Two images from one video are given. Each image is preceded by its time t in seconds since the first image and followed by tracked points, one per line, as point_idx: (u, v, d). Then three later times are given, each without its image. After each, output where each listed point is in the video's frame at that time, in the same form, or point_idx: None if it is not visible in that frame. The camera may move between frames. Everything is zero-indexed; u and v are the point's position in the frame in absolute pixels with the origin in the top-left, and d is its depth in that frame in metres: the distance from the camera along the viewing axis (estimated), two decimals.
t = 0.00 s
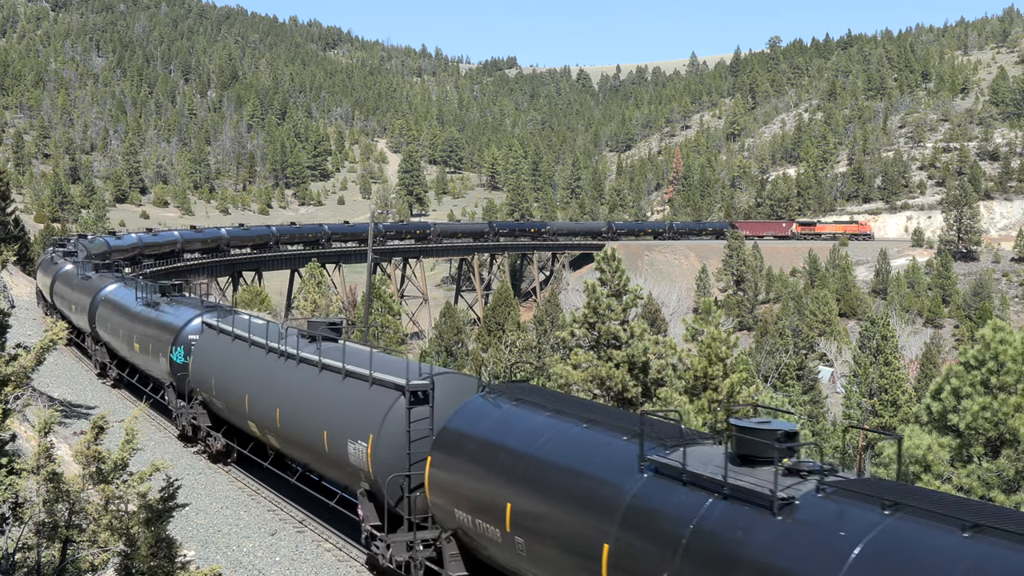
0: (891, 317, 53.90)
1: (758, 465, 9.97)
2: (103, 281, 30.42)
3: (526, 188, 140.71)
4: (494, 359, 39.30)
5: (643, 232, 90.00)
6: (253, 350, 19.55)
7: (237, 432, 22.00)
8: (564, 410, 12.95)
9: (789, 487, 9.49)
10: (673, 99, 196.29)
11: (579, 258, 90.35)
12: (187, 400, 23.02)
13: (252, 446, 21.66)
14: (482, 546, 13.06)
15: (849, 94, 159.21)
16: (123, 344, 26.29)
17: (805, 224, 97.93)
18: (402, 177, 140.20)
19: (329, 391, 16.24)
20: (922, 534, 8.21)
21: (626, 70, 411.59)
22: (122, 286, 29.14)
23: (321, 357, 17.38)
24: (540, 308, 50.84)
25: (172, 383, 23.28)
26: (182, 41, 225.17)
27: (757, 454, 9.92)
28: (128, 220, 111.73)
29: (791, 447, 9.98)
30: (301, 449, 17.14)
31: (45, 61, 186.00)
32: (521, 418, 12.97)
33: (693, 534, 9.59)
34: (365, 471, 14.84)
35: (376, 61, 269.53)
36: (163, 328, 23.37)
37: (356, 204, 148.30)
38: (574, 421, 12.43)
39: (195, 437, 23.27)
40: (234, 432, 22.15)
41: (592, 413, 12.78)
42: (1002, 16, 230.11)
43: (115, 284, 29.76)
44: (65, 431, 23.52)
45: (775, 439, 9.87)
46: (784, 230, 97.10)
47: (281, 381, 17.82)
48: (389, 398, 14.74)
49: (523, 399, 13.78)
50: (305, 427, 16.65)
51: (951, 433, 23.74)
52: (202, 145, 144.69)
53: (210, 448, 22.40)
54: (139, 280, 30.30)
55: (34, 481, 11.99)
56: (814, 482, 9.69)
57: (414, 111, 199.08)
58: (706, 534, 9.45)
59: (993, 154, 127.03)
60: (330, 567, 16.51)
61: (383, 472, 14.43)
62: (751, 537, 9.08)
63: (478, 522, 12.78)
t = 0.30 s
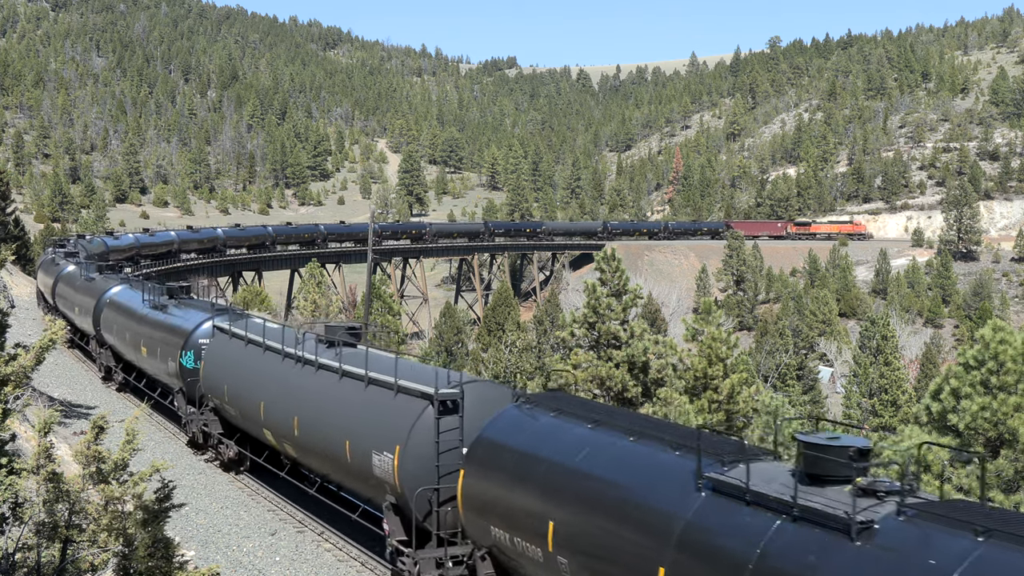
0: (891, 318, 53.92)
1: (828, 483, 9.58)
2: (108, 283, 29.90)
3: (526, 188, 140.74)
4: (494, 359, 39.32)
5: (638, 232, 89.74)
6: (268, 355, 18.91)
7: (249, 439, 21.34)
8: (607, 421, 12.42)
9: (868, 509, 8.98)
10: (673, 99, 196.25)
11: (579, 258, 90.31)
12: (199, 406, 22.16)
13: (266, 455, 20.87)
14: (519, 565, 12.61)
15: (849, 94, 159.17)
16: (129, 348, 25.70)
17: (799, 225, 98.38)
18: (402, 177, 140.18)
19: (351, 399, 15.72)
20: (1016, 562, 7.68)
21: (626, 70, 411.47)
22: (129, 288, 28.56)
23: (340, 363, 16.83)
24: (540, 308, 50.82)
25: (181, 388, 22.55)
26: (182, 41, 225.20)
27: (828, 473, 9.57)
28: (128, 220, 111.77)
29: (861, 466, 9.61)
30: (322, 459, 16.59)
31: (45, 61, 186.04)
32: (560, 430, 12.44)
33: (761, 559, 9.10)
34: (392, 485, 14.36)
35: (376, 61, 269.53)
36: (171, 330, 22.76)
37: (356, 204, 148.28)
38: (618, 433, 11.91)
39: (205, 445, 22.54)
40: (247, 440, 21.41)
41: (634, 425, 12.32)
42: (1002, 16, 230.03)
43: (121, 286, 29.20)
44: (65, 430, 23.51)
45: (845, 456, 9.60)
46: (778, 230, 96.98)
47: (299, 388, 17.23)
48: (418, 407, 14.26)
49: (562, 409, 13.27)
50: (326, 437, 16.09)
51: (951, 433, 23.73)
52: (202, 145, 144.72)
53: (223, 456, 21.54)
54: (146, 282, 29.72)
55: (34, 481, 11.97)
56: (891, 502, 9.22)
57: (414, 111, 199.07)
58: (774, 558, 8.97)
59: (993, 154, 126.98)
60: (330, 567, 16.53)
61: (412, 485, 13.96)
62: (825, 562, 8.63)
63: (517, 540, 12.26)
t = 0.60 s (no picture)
0: (891, 318, 53.90)
1: (911, 506, 9.05)
2: (112, 284, 29.44)
3: (526, 188, 140.76)
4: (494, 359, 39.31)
5: (632, 232, 89.47)
6: (287, 361, 18.58)
7: (264, 449, 20.96)
8: (656, 435, 11.94)
9: (961, 535, 8.37)
10: (673, 99, 196.19)
11: (579, 258, 90.28)
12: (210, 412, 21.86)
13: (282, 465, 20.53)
14: None
15: (849, 94, 159.17)
16: (136, 352, 25.27)
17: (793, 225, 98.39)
18: (402, 177, 140.15)
19: (375, 409, 15.42)
20: None
21: (626, 70, 411.54)
22: (133, 290, 28.08)
23: (360, 371, 16.61)
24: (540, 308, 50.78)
25: (191, 394, 22.12)
26: (182, 41, 225.20)
27: (910, 494, 9.04)
28: (128, 220, 111.77)
29: (946, 487, 9.11)
30: (342, 470, 16.30)
31: (45, 61, 186.04)
32: (606, 445, 11.96)
33: None
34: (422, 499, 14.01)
35: (376, 61, 269.44)
36: (180, 334, 22.38)
37: (356, 204, 148.25)
38: (669, 447, 11.46)
39: (217, 452, 22.08)
40: (261, 449, 21.03)
41: (681, 437, 11.93)
42: (1002, 16, 230.07)
43: (125, 288, 28.72)
44: (64, 430, 23.49)
45: (929, 475, 9.05)
46: (774, 230, 96.96)
47: (319, 397, 16.89)
48: (448, 418, 13.96)
49: (605, 422, 12.80)
50: (348, 448, 15.80)
51: (951, 433, 23.74)
52: (202, 145, 144.67)
53: (236, 464, 21.20)
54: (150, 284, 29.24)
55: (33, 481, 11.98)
56: (983, 528, 8.62)
57: (414, 111, 199.00)
58: None
59: (993, 154, 126.95)
60: (330, 567, 16.53)
61: (443, 497, 13.72)
62: None
63: (562, 561, 11.70)
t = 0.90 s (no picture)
0: (891, 318, 53.89)
1: (1006, 530, 8.37)
2: (116, 286, 28.88)
3: (526, 188, 140.78)
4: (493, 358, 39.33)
5: (627, 231, 88.57)
6: (305, 367, 17.97)
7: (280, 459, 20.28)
8: (714, 453, 11.02)
9: None
10: (673, 99, 196.13)
11: (579, 259, 90.34)
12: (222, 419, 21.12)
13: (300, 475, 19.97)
14: None
15: (849, 94, 159.20)
16: (142, 354, 24.61)
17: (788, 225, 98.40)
18: (403, 177, 140.10)
19: (402, 419, 14.70)
20: None
21: (626, 70, 411.64)
22: (140, 292, 27.47)
23: (383, 377, 15.91)
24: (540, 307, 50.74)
25: (201, 400, 21.41)
26: (182, 41, 225.24)
27: (1007, 520, 8.37)
28: (128, 220, 111.77)
29: None
30: (366, 482, 15.65)
31: (45, 61, 186.07)
32: (659, 463, 11.02)
33: None
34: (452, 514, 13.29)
35: (376, 61, 269.41)
36: (189, 338, 21.66)
37: (356, 204, 148.24)
38: (728, 463, 10.61)
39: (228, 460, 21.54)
40: (277, 458, 20.35)
41: (742, 455, 11.00)
42: (1002, 16, 230.08)
43: (131, 289, 28.12)
44: (64, 430, 23.46)
45: None
46: (770, 230, 96.93)
47: (340, 406, 16.23)
48: (482, 428, 13.15)
49: (654, 435, 12.02)
50: (372, 460, 15.13)
51: (952, 433, 23.76)
52: (202, 145, 144.67)
53: (249, 474, 20.55)
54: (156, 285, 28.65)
55: (33, 480, 11.97)
56: None
57: (414, 111, 199.01)
58: None
59: (993, 154, 126.88)
60: (330, 568, 16.50)
61: (478, 514, 13.01)
62: None
63: None
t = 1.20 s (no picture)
0: (891, 319, 53.89)
1: None
2: (120, 286, 28.15)
3: (526, 188, 140.83)
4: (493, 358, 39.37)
5: (623, 231, 88.22)
6: (325, 373, 16.83)
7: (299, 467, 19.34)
8: (781, 468, 9.38)
9: None
10: (673, 99, 196.13)
11: (579, 258, 90.36)
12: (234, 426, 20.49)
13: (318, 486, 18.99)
14: None
15: (849, 94, 159.27)
16: (150, 359, 23.84)
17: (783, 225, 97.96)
18: (402, 177, 140.12)
19: (432, 430, 13.61)
20: None
21: (626, 70, 411.76)
22: (145, 294, 26.76)
23: (409, 385, 14.82)
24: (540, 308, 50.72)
25: (213, 407, 20.67)
26: (182, 41, 225.39)
27: None
28: (128, 220, 111.85)
29: None
30: (393, 495, 14.60)
31: (45, 61, 186.12)
32: (717, 476, 9.43)
33: None
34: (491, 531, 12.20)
35: (376, 61, 269.51)
36: (199, 342, 20.86)
37: (356, 204, 148.31)
38: (798, 481, 8.96)
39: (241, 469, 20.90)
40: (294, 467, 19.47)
41: (817, 473, 9.33)
42: (1002, 16, 230.25)
43: (135, 291, 27.42)
44: (65, 431, 23.53)
45: None
46: (764, 230, 96.44)
47: (363, 414, 15.18)
48: (521, 441, 12.02)
49: (711, 449, 10.26)
50: (401, 472, 14.10)
51: (953, 434, 23.80)
52: (202, 145, 144.76)
53: (263, 483, 19.89)
54: (161, 287, 27.94)
55: (34, 481, 11.99)
56: None
57: (414, 111, 199.07)
58: None
59: (993, 154, 126.91)
60: (330, 568, 16.53)
61: (516, 533, 11.89)
62: None
63: None
